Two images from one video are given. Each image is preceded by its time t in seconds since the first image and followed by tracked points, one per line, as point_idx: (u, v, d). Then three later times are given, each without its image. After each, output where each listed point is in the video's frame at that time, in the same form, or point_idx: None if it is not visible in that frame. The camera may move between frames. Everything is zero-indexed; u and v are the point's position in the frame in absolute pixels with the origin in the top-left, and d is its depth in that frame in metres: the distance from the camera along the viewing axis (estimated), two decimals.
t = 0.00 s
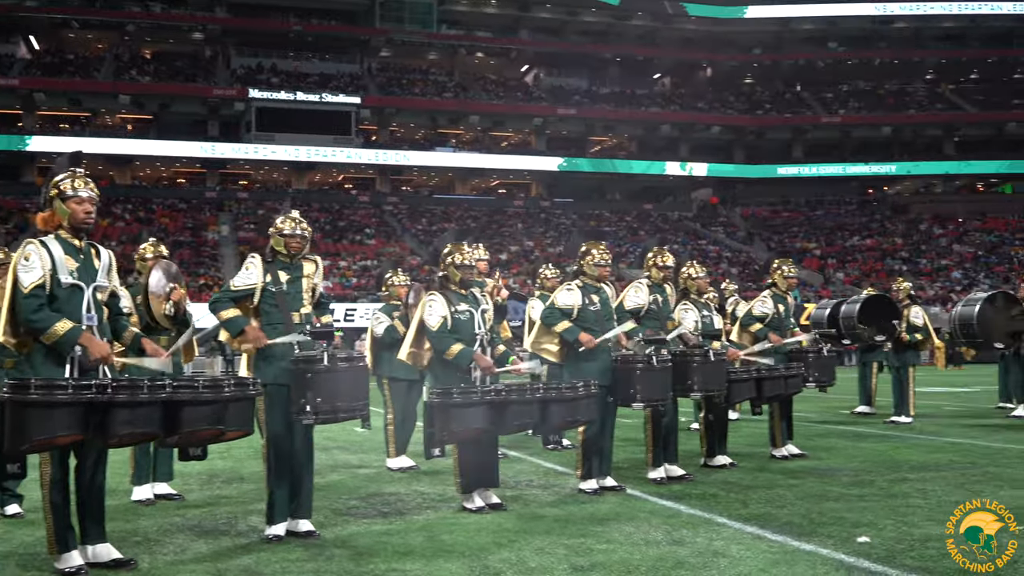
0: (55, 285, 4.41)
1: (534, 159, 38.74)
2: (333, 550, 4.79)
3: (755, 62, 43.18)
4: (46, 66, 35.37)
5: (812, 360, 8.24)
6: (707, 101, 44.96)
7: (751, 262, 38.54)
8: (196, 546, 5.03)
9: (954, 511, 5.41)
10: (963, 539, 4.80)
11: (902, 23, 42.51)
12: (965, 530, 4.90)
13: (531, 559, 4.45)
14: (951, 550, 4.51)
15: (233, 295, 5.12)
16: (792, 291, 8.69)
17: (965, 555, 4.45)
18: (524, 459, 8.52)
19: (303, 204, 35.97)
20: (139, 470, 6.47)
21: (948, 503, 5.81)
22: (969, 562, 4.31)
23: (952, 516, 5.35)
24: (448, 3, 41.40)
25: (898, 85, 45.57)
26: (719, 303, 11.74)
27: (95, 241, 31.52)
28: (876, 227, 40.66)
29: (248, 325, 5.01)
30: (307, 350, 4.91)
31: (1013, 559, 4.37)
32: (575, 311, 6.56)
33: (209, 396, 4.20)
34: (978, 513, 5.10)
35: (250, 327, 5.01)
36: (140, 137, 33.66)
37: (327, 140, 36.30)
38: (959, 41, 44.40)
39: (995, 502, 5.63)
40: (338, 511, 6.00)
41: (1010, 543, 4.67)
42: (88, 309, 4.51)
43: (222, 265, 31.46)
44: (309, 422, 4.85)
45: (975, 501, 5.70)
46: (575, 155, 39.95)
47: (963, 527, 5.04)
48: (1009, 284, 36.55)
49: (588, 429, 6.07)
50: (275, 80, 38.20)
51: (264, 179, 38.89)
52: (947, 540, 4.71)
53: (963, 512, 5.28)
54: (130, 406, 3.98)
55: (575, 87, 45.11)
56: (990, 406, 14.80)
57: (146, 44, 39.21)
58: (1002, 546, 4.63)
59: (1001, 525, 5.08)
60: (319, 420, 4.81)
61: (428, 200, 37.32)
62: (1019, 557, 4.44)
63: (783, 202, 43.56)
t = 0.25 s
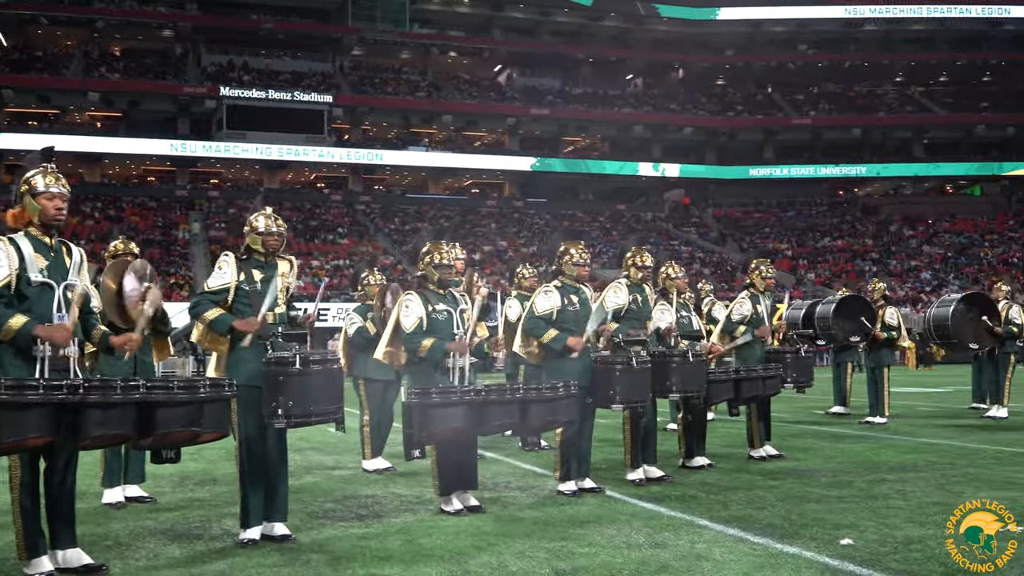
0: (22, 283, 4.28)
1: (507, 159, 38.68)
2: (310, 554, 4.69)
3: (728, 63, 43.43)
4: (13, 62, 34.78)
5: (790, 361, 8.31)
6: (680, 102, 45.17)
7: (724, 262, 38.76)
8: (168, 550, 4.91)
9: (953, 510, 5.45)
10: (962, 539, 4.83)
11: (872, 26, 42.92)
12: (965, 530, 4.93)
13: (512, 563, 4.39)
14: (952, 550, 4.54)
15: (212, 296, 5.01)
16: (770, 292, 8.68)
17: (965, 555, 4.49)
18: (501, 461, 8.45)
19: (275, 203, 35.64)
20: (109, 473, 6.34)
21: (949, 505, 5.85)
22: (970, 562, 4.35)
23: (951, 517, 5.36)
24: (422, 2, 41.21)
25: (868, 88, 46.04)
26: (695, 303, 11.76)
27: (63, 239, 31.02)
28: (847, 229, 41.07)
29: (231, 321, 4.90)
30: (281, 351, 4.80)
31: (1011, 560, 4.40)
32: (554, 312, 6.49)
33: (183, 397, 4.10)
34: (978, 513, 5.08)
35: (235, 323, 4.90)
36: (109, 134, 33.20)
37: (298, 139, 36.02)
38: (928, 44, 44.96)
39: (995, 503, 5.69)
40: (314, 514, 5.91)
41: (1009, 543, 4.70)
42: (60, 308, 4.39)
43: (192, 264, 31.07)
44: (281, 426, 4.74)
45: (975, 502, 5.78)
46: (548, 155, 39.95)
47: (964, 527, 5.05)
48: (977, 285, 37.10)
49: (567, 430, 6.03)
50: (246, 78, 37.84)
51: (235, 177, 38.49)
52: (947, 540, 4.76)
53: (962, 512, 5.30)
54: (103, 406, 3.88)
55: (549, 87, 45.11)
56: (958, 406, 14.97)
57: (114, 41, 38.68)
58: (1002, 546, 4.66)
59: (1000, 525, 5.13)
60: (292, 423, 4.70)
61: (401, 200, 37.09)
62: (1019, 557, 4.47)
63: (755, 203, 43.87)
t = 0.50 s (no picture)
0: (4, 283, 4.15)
1: (496, 156, 38.52)
2: (302, 559, 4.58)
3: (716, 62, 43.42)
4: None
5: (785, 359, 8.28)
6: (669, 100, 45.14)
7: (713, 261, 38.76)
8: (156, 555, 4.78)
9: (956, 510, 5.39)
10: (962, 538, 4.76)
11: (860, 24, 42.97)
12: (965, 529, 4.86)
13: (509, 568, 4.28)
14: (952, 550, 4.51)
15: (193, 291, 4.85)
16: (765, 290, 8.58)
17: (964, 555, 4.46)
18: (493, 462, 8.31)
19: (263, 201, 35.41)
20: (95, 476, 6.21)
21: (950, 505, 5.81)
22: (969, 561, 4.34)
23: (951, 517, 5.29)
24: None
25: (857, 86, 46.12)
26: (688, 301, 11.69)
27: (50, 237, 30.76)
28: (836, 227, 41.13)
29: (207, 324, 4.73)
30: (270, 351, 4.69)
31: (1012, 560, 4.36)
32: (549, 310, 6.38)
33: (171, 397, 3.98)
34: (978, 513, 4.98)
35: (209, 328, 4.73)
36: (97, 131, 32.93)
37: (287, 136, 35.73)
38: (916, 43, 45.04)
39: (998, 503, 5.68)
40: (305, 517, 5.79)
41: (1010, 543, 4.64)
42: (44, 307, 4.27)
43: (180, 262, 30.81)
44: (270, 428, 4.62)
45: (977, 502, 5.75)
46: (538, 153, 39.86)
47: (962, 527, 4.95)
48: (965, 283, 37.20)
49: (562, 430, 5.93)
50: (234, 75, 37.62)
51: (223, 175, 38.23)
52: (947, 540, 4.71)
53: (963, 511, 5.22)
54: (88, 406, 3.76)
55: (538, 85, 45.01)
56: (953, 405, 14.90)
57: (102, 38, 38.39)
58: (1002, 547, 4.61)
59: (1001, 525, 5.03)
60: (281, 425, 4.57)
61: (390, 197, 36.90)
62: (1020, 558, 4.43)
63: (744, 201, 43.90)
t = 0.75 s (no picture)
0: None
1: (495, 154, 38.41)
2: (304, 566, 4.49)
3: (715, 59, 43.33)
4: None
5: (791, 359, 8.19)
6: (668, 98, 45.04)
7: (713, 258, 38.68)
8: (155, 561, 4.69)
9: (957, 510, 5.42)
10: (962, 539, 4.77)
11: (860, 22, 42.88)
12: (964, 529, 4.89)
13: None
14: (952, 550, 4.51)
15: (190, 292, 4.75)
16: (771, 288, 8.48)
17: (964, 555, 4.46)
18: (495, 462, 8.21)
19: (262, 200, 35.30)
20: (93, 479, 6.12)
21: (950, 505, 5.78)
22: (969, 562, 4.33)
23: (952, 517, 5.29)
24: None
25: (857, 83, 46.03)
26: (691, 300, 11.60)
27: (49, 236, 30.68)
28: (837, 225, 41.04)
29: (203, 324, 4.62)
30: (270, 353, 4.58)
31: (1012, 559, 4.38)
32: (553, 309, 6.29)
33: (168, 402, 3.89)
34: (978, 513, 5.01)
35: (206, 330, 4.63)
36: (95, 130, 32.83)
37: (286, 134, 35.69)
38: (916, 40, 44.95)
39: (996, 502, 5.62)
40: (307, 520, 5.70)
41: (1009, 543, 4.66)
42: (40, 309, 4.17)
43: (179, 261, 30.73)
44: (271, 432, 4.52)
45: (976, 501, 5.74)
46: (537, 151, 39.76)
47: (963, 527, 4.98)
48: (965, 281, 37.18)
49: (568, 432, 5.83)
50: (233, 73, 37.54)
51: (223, 173, 38.10)
52: (948, 541, 4.71)
53: (963, 511, 5.22)
54: (82, 411, 3.67)
55: (537, 82, 44.90)
56: (956, 403, 14.85)
57: (100, 36, 38.28)
58: (1001, 546, 4.63)
59: (1001, 525, 5.04)
60: (281, 429, 4.47)
61: (390, 196, 36.79)
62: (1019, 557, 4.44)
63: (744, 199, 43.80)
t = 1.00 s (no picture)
0: None
1: (498, 153, 38.30)
2: (307, 567, 4.43)
3: (718, 58, 43.23)
4: None
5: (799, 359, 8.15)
6: (670, 97, 44.94)
7: (715, 257, 38.58)
8: (157, 563, 4.62)
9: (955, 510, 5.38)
10: (961, 540, 4.74)
11: (862, 20, 42.77)
12: (964, 529, 4.85)
13: None
14: (951, 550, 4.48)
15: (199, 294, 4.69)
16: (778, 287, 8.40)
17: (964, 556, 4.44)
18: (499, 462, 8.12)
19: (264, 198, 35.16)
20: (93, 479, 6.05)
21: (951, 505, 5.74)
22: (969, 562, 4.31)
23: (951, 517, 5.26)
24: None
25: (859, 82, 45.90)
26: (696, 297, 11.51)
27: (51, 235, 30.60)
28: (840, 223, 40.92)
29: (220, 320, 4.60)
30: (272, 351, 4.51)
31: (1012, 560, 4.35)
32: (560, 309, 6.21)
33: (170, 402, 3.84)
34: (978, 513, 4.97)
35: (223, 323, 4.60)
36: (98, 129, 32.74)
37: (288, 134, 35.63)
38: (918, 39, 44.82)
39: (996, 503, 5.56)
40: (311, 521, 5.63)
41: (1009, 543, 4.63)
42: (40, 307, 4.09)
43: (182, 259, 30.67)
44: (273, 431, 4.45)
45: (976, 501, 5.69)
46: (539, 150, 39.66)
47: (962, 527, 4.96)
48: (969, 280, 37.09)
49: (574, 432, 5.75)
50: (235, 72, 37.45)
51: (225, 172, 38.00)
52: (947, 541, 4.67)
53: (962, 512, 5.19)
54: (81, 412, 3.61)
55: (539, 81, 44.79)
56: (960, 402, 14.80)
57: (103, 35, 38.20)
58: (1001, 546, 4.60)
59: (1001, 525, 5.01)
60: (283, 429, 4.40)
61: (391, 195, 36.70)
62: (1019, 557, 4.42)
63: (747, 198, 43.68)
